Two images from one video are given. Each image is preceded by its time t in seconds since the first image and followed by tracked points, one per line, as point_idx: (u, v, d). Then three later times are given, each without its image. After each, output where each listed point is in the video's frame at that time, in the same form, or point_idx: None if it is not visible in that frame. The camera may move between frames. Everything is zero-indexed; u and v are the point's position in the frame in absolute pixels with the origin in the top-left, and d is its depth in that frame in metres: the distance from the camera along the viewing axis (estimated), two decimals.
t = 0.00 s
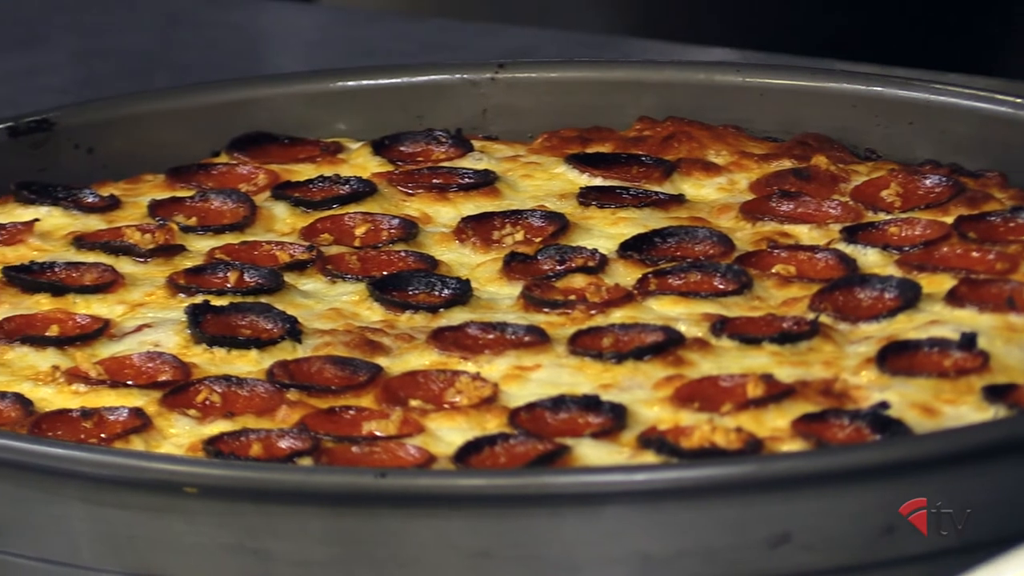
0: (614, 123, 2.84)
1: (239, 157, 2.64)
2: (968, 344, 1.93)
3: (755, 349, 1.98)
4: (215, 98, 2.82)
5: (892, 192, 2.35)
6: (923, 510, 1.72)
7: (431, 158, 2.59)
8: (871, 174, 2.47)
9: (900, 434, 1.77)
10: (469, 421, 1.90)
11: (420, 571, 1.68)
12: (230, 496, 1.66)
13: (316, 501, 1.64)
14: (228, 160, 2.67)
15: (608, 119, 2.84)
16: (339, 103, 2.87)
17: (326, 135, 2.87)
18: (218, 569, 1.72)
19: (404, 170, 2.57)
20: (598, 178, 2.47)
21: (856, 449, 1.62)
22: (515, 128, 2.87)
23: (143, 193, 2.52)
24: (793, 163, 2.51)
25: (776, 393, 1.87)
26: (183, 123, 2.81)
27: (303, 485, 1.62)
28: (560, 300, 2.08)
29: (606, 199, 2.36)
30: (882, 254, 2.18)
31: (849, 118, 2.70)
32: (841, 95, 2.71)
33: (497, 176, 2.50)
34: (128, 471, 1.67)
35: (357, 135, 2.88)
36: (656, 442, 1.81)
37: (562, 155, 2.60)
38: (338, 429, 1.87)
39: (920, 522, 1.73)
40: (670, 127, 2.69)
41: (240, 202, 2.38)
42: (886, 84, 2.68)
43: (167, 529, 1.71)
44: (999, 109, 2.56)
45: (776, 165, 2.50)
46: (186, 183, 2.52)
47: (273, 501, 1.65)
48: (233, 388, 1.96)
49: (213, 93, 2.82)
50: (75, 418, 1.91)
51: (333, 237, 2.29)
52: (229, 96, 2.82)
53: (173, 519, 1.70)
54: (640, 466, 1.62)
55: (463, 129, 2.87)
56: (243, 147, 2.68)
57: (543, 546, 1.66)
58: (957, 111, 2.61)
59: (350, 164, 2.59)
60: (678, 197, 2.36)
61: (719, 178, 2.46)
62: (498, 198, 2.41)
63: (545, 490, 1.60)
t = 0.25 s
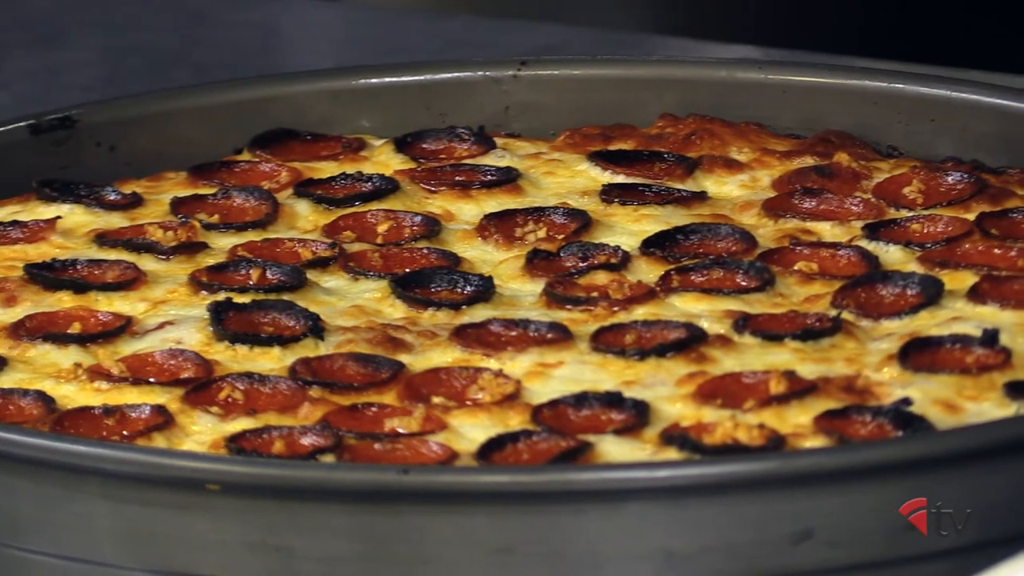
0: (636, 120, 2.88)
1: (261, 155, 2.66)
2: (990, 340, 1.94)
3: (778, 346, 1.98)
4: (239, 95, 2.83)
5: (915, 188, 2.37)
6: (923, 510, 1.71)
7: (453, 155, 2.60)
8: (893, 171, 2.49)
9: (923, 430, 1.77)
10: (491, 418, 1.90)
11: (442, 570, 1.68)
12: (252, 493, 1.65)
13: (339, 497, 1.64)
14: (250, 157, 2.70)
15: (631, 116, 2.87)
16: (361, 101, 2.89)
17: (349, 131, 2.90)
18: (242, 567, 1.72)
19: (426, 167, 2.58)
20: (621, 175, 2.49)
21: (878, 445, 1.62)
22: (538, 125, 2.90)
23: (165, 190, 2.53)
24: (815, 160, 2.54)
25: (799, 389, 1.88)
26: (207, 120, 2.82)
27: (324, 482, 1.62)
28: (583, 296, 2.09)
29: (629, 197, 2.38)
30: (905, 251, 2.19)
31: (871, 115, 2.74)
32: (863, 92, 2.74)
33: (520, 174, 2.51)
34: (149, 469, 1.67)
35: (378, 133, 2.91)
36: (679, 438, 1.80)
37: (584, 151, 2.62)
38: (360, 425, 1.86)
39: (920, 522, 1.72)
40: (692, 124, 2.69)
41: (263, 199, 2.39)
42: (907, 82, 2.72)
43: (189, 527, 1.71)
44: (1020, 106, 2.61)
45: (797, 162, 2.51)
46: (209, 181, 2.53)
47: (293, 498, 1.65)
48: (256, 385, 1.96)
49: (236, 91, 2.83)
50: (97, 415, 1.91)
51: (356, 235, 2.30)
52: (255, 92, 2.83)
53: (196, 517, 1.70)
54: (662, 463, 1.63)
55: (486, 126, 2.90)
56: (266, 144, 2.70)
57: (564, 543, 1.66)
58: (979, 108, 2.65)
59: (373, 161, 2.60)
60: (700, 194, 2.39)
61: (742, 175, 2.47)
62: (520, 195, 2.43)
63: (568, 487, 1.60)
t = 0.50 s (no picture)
0: (651, 114, 2.90)
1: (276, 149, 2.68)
2: (1005, 333, 1.95)
3: (793, 338, 1.98)
4: (253, 88, 2.84)
5: (929, 180, 2.40)
6: (922, 510, 1.72)
7: (468, 148, 2.62)
8: (907, 164, 2.52)
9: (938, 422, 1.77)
10: (507, 411, 1.89)
11: (457, 564, 1.68)
12: (268, 487, 1.64)
13: (355, 492, 1.63)
14: (265, 151, 2.71)
15: (647, 110, 2.90)
16: (376, 94, 2.90)
17: (364, 124, 2.90)
18: (259, 561, 1.71)
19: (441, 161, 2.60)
20: (636, 169, 2.50)
21: (893, 436, 1.62)
22: (553, 118, 2.92)
23: (180, 184, 2.55)
24: (830, 152, 2.56)
25: (814, 381, 1.88)
26: (221, 113, 2.82)
27: (340, 475, 1.61)
28: (599, 290, 2.09)
29: (644, 189, 2.40)
30: (920, 244, 2.20)
31: (887, 107, 2.78)
32: (878, 85, 2.79)
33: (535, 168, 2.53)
34: (165, 464, 1.64)
35: (393, 126, 2.92)
36: (695, 431, 1.80)
37: (599, 144, 2.64)
38: (376, 419, 1.86)
39: (920, 522, 1.72)
40: (708, 116, 2.72)
41: (277, 193, 2.40)
42: (921, 74, 2.77)
43: (205, 520, 1.70)
44: None
45: (813, 155, 2.54)
46: (224, 175, 2.56)
47: (307, 490, 1.64)
48: (271, 378, 1.95)
49: (251, 84, 2.84)
50: (112, 409, 1.90)
51: (371, 228, 2.31)
52: (270, 86, 2.84)
53: (211, 510, 1.69)
54: (678, 455, 1.62)
55: (502, 120, 2.92)
56: (280, 138, 2.72)
57: (579, 535, 1.65)
58: (994, 101, 2.70)
59: (389, 155, 2.62)
60: (715, 186, 2.40)
61: (756, 168, 2.50)
62: (535, 189, 2.44)
63: (584, 480, 1.59)
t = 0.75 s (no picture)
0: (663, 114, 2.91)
1: (288, 148, 2.70)
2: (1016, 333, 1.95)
3: (804, 338, 1.99)
4: (264, 87, 2.84)
5: (941, 180, 2.42)
6: (922, 510, 1.71)
7: (480, 147, 2.64)
8: (918, 164, 2.55)
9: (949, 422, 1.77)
10: (518, 410, 1.89)
11: (468, 562, 1.68)
12: (279, 485, 1.64)
13: (367, 491, 1.63)
14: (276, 151, 2.71)
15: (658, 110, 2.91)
16: (388, 94, 2.90)
17: (376, 124, 2.91)
18: (269, 560, 1.71)
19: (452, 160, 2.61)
20: (648, 168, 2.52)
21: (904, 436, 1.62)
22: (565, 118, 2.93)
23: (191, 183, 2.56)
24: (841, 152, 2.58)
25: (825, 381, 1.88)
26: (232, 113, 2.82)
27: (351, 474, 1.60)
28: (610, 289, 2.10)
29: (655, 188, 2.41)
30: (931, 244, 2.21)
31: (899, 107, 2.80)
32: (890, 84, 2.81)
33: (547, 167, 2.54)
34: (177, 462, 1.64)
35: (405, 125, 2.93)
36: (706, 431, 1.80)
37: (611, 144, 2.67)
38: (387, 417, 1.86)
39: (920, 522, 1.72)
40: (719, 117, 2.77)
41: (289, 192, 2.41)
42: (933, 74, 2.78)
43: (216, 519, 1.69)
44: None
45: (824, 154, 2.56)
46: (236, 174, 2.57)
47: (319, 489, 1.64)
48: (282, 377, 1.95)
49: (261, 83, 2.84)
50: (123, 408, 1.90)
51: (382, 227, 2.31)
52: (280, 86, 2.84)
53: (222, 508, 1.68)
54: (689, 455, 1.62)
55: (514, 119, 2.93)
56: (291, 138, 2.72)
57: (590, 534, 1.65)
58: (1006, 100, 2.72)
59: (400, 154, 2.64)
60: (726, 186, 2.42)
61: (768, 168, 2.52)
62: (546, 188, 2.46)
63: (596, 479, 1.59)
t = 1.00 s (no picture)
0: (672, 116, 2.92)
1: (296, 147, 2.70)
2: None
3: (813, 341, 1.99)
4: (272, 88, 2.84)
5: (949, 184, 2.44)
6: (922, 510, 1.71)
7: (489, 148, 2.64)
8: (927, 168, 2.56)
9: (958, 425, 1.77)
10: (527, 412, 1.89)
11: (476, 562, 1.67)
12: (287, 485, 1.64)
13: (375, 491, 1.63)
14: (285, 150, 2.72)
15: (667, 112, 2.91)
16: (398, 95, 2.90)
17: (385, 124, 2.91)
18: (277, 560, 1.71)
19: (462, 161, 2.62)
20: (657, 170, 2.53)
21: (913, 439, 1.62)
22: (574, 119, 2.93)
23: (200, 182, 2.56)
24: (850, 156, 2.59)
25: (834, 384, 1.88)
26: (240, 113, 2.82)
27: (360, 474, 1.60)
28: (620, 291, 2.10)
29: (665, 191, 2.42)
30: (940, 248, 2.22)
31: (908, 112, 2.82)
32: (900, 88, 2.82)
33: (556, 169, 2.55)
34: (185, 462, 1.64)
35: (414, 126, 2.93)
36: (715, 432, 1.80)
37: (621, 146, 2.69)
38: (396, 418, 1.86)
39: (920, 522, 1.71)
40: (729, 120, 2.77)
41: (298, 192, 2.42)
42: (943, 79, 2.79)
43: (224, 519, 1.69)
44: None
45: (834, 158, 2.57)
46: (245, 174, 2.57)
47: (327, 490, 1.64)
48: (291, 377, 1.95)
49: (270, 83, 2.84)
50: (131, 407, 1.90)
51: (392, 228, 2.32)
52: (289, 86, 2.84)
53: (231, 508, 1.68)
54: (698, 457, 1.62)
55: (524, 120, 2.93)
56: (301, 137, 2.72)
57: (597, 535, 1.65)
58: (1015, 104, 2.72)
59: (410, 155, 2.65)
60: (736, 189, 2.43)
61: (777, 171, 2.53)
62: (556, 190, 2.46)
63: (605, 481, 1.59)
